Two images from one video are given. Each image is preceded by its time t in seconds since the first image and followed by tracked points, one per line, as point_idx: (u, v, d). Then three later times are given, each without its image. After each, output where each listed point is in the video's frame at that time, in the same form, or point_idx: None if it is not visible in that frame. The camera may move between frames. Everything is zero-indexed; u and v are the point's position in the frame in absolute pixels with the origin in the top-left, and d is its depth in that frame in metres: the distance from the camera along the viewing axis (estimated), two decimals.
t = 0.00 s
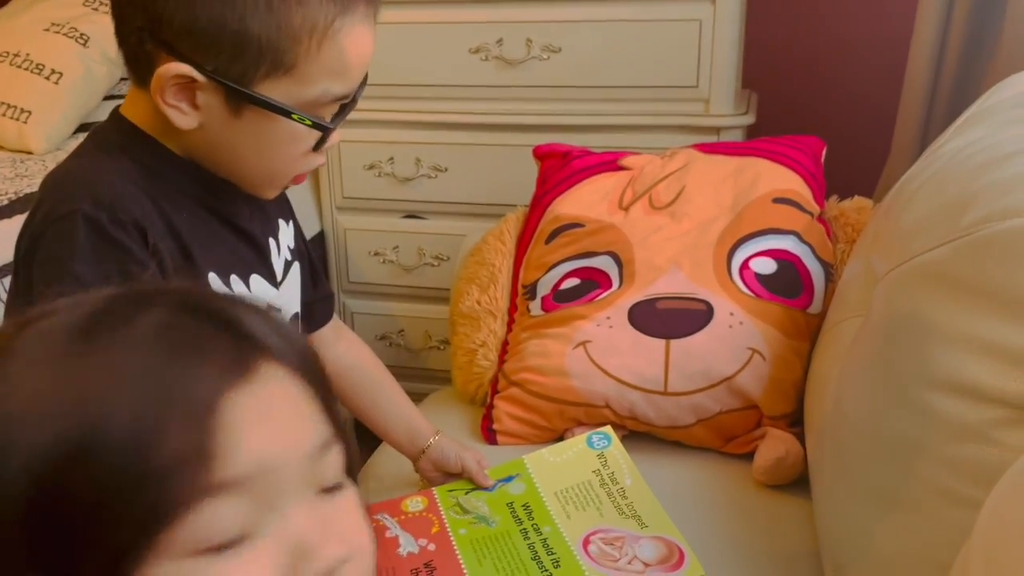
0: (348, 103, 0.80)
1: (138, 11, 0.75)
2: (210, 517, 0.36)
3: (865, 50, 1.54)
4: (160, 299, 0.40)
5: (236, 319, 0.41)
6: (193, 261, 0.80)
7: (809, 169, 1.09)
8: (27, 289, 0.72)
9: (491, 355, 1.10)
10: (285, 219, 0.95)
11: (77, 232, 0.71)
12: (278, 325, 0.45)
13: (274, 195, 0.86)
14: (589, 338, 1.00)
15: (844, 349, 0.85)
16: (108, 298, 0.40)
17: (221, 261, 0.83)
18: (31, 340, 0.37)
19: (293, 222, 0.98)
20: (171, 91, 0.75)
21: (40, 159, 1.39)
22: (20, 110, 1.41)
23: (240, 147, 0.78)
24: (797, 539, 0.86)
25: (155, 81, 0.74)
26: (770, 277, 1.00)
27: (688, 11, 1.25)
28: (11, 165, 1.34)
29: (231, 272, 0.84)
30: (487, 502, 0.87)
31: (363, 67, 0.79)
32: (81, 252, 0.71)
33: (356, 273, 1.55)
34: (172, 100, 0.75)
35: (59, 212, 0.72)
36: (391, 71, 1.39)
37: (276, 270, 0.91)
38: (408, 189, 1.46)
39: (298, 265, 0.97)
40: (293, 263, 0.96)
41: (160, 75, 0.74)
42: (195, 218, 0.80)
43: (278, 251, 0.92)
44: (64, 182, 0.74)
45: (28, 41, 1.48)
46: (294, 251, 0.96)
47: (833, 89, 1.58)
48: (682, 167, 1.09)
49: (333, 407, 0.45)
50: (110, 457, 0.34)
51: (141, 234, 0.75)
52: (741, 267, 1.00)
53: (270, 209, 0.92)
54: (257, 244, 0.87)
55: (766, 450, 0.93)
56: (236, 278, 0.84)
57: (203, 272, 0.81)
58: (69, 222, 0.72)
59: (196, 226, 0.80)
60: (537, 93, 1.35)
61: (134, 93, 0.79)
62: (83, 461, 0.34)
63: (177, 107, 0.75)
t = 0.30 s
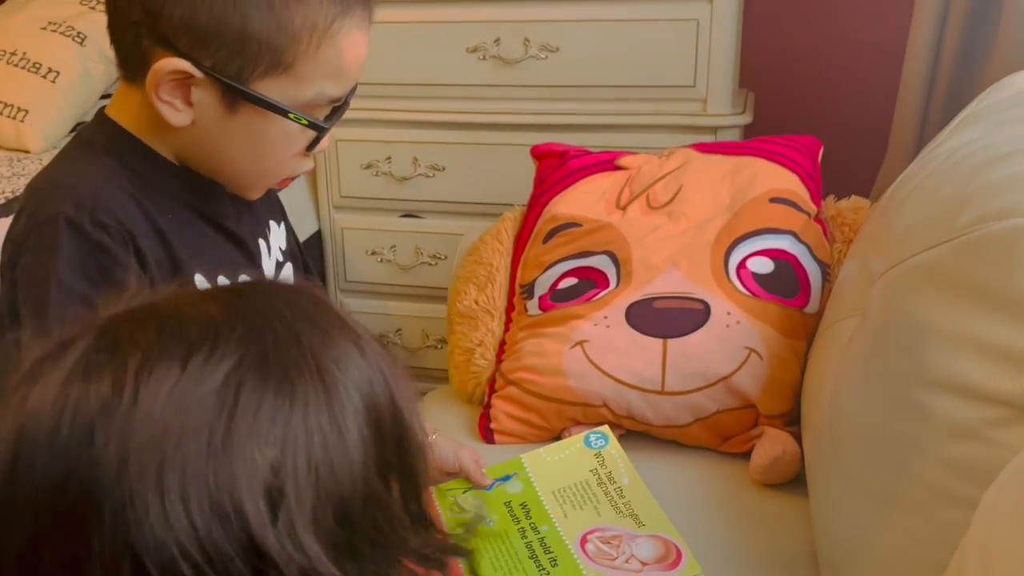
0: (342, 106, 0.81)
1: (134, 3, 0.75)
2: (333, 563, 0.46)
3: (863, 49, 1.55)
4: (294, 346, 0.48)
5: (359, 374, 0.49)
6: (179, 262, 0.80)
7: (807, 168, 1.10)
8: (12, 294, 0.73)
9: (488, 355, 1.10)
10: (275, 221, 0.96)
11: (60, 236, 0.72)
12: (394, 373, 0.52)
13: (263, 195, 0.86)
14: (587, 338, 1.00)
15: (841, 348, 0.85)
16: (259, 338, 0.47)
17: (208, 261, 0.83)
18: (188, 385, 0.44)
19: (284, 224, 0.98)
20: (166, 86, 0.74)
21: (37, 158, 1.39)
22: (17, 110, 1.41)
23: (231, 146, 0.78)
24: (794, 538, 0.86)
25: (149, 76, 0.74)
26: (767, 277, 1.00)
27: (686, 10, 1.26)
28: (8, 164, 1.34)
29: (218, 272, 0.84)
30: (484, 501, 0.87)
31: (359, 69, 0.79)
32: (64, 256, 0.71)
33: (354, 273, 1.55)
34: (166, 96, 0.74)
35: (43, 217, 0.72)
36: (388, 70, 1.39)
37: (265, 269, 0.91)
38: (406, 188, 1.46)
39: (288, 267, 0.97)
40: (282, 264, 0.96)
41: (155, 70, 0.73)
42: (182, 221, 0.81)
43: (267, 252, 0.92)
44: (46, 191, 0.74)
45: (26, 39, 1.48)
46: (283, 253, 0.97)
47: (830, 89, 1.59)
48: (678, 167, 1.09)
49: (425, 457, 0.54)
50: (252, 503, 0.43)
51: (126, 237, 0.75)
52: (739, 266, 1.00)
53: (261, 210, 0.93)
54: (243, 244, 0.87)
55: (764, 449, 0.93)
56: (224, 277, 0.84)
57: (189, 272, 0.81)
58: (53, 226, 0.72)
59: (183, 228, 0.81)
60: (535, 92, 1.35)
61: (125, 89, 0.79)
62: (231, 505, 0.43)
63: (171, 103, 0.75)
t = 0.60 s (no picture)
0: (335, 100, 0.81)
1: None
2: (321, 555, 0.44)
3: (860, 49, 1.55)
4: (271, 335, 0.46)
5: (335, 357, 0.48)
6: (175, 261, 0.80)
7: (804, 168, 1.10)
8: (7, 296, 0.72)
9: (486, 354, 1.10)
10: (266, 220, 0.96)
11: (56, 235, 0.71)
12: (362, 357, 0.51)
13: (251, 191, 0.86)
14: (584, 337, 1.00)
15: (839, 346, 0.86)
16: (234, 328, 0.46)
17: (202, 260, 0.83)
18: (169, 381, 0.42)
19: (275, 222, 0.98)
20: (165, 78, 0.74)
21: (34, 156, 1.39)
22: (14, 108, 1.41)
23: (230, 139, 0.78)
24: (792, 537, 0.86)
25: (149, 68, 0.74)
26: (765, 276, 1.00)
27: (684, 9, 1.26)
28: (4, 162, 1.34)
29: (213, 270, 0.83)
30: (484, 500, 0.87)
31: (351, 62, 0.80)
32: (60, 255, 0.71)
33: (352, 271, 1.55)
34: (164, 88, 0.74)
35: (38, 216, 0.72)
36: (386, 70, 1.39)
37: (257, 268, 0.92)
38: (403, 187, 1.46)
39: (280, 264, 0.98)
40: (274, 262, 0.96)
41: (155, 61, 0.73)
42: (176, 220, 0.80)
43: (259, 251, 0.92)
44: (43, 188, 0.74)
45: (22, 37, 1.47)
46: (274, 251, 0.97)
47: (827, 89, 1.59)
48: (676, 166, 1.09)
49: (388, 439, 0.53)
50: (245, 498, 0.42)
51: (122, 236, 0.75)
52: (736, 265, 1.00)
53: (251, 208, 0.93)
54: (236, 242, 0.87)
55: (762, 448, 0.93)
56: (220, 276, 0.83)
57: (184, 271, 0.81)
58: (48, 226, 0.72)
59: (178, 226, 0.80)
60: (533, 91, 1.35)
61: (121, 85, 0.78)
62: (225, 503, 0.41)
63: (170, 95, 0.75)
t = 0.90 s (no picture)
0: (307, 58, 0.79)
1: None
2: (326, 506, 0.44)
3: (859, 49, 1.55)
4: (255, 300, 0.47)
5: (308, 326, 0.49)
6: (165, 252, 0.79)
7: (803, 167, 1.10)
8: None
9: (484, 353, 1.10)
10: (265, 214, 0.96)
11: (51, 224, 0.71)
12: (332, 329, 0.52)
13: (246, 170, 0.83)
14: (583, 336, 1.00)
15: (838, 344, 0.85)
16: (217, 293, 0.46)
17: (192, 252, 0.82)
18: (170, 337, 0.42)
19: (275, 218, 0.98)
20: (130, 47, 0.74)
21: (32, 155, 1.39)
22: (13, 107, 1.41)
23: (204, 104, 0.77)
24: (790, 536, 0.86)
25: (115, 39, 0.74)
26: (764, 275, 1.00)
27: (683, 9, 1.26)
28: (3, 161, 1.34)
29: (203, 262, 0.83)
30: (487, 500, 0.87)
31: (317, 22, 0.78)
32: (55, 244, 0.70)
33: (350, 271, 1.55)
34: (131, 57, 0.74)
35: (33, 207, 0.72)
36: (385, 69, 1.39)
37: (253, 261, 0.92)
38: (401, 186, 1.46)
39: (280, 259, 0.97)
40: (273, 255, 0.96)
41: (118, 30, 0.73)
42: (168, 213, 0.81)
43: (255, 244, 0.92)
44: (39, 180, 0.74)
45: (20, 36, 1.47)
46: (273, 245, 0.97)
47: (826, 89, 1.59)
48: (674, 166, 1.10)
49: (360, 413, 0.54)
50: (253, 446, 0.41)
51: (114, 227, 0.75)
52: (735, 265, 1.00)
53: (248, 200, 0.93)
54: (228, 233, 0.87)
55: (761, 447, 0.93)
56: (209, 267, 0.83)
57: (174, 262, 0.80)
58: (44, 215, 0.71)
59: (169, 218, 0.80)
60: (532, 90, 1.35)
61: (103, 73, 0.79)
62: (236, 453, 0.41)
63: (137, 65, 0.75)
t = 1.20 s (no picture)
0: None
1: None
2: (304, 489, 0.44)
3: (859, 49, 1.55)
4: (227, 293, 0.47)
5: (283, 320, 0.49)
6: (105, 230, 0.79)
7: (803, 168, 1.10)
8: None
9: (484, 354, 1.10)
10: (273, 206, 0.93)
11: None
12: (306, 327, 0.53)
13: (183, 130, 0.79)
14: (583, 338, 1.00)
15: (838, 345, 0.85)
16: (191, 287, 0.46)
17: (143, 232, 0.81)
18: (143, 325, 0.43)
19: (291, 209, 0.96)
20: (54, 42, 0.79)
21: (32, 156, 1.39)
22: (13, 109, 1.41)
23: (93, 65, 0.76)
24: (790, 538, 0.86)
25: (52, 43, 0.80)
26: (763, 276, 1.00)
27: (682, 10, 1.26)
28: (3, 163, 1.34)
29: (157, 243, 0.82)
30: (483, 500, 0.88)
31: None
32: None
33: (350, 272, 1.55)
34: (58, 51, 0.79)
35: None
36: (384, 70, 1.39)
37: (241, 249, 0.88)
38: (401, 187, 1.46)
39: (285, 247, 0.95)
40: (275, 245, 0.93)
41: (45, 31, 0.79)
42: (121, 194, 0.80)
43: (246, 232, 0.89)
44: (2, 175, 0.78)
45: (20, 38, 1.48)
46: (278, 235, 0.94)
47: (826, 89, 1.59)
48: (674, 168, 1.10)
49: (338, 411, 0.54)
50: (228, 427, 0.42)
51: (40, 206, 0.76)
52: (735, 266, 1.00)
53: (250, 190, 0.90)
54: (199, 217, 0.84)
55: (760, 448, 0.93)
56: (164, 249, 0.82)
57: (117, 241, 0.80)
58: None
59: (118, 197, 0.80)
60: (532, 91, 1.35)
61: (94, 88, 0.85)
62: (211, 434, 0.41)
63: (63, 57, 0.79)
